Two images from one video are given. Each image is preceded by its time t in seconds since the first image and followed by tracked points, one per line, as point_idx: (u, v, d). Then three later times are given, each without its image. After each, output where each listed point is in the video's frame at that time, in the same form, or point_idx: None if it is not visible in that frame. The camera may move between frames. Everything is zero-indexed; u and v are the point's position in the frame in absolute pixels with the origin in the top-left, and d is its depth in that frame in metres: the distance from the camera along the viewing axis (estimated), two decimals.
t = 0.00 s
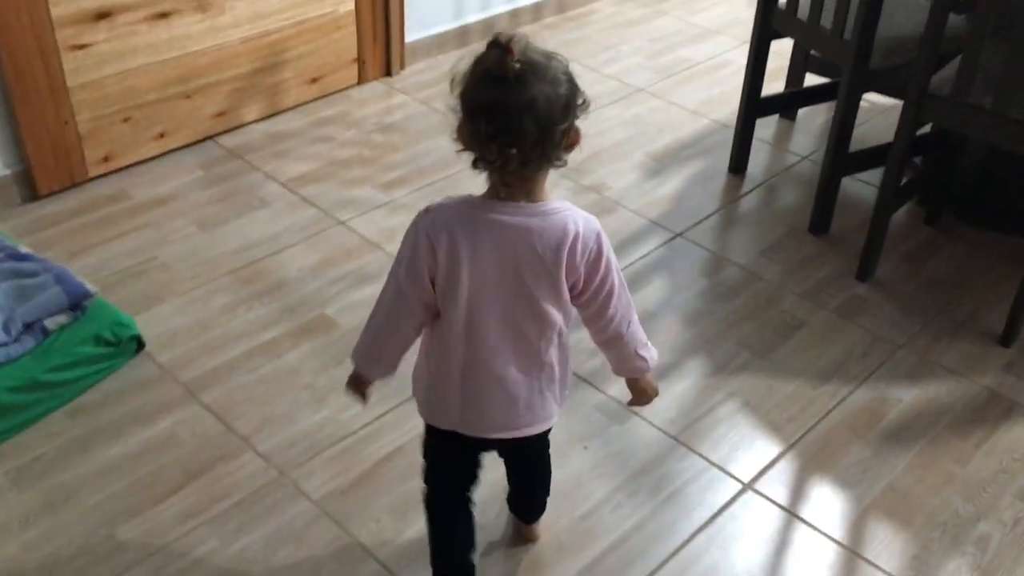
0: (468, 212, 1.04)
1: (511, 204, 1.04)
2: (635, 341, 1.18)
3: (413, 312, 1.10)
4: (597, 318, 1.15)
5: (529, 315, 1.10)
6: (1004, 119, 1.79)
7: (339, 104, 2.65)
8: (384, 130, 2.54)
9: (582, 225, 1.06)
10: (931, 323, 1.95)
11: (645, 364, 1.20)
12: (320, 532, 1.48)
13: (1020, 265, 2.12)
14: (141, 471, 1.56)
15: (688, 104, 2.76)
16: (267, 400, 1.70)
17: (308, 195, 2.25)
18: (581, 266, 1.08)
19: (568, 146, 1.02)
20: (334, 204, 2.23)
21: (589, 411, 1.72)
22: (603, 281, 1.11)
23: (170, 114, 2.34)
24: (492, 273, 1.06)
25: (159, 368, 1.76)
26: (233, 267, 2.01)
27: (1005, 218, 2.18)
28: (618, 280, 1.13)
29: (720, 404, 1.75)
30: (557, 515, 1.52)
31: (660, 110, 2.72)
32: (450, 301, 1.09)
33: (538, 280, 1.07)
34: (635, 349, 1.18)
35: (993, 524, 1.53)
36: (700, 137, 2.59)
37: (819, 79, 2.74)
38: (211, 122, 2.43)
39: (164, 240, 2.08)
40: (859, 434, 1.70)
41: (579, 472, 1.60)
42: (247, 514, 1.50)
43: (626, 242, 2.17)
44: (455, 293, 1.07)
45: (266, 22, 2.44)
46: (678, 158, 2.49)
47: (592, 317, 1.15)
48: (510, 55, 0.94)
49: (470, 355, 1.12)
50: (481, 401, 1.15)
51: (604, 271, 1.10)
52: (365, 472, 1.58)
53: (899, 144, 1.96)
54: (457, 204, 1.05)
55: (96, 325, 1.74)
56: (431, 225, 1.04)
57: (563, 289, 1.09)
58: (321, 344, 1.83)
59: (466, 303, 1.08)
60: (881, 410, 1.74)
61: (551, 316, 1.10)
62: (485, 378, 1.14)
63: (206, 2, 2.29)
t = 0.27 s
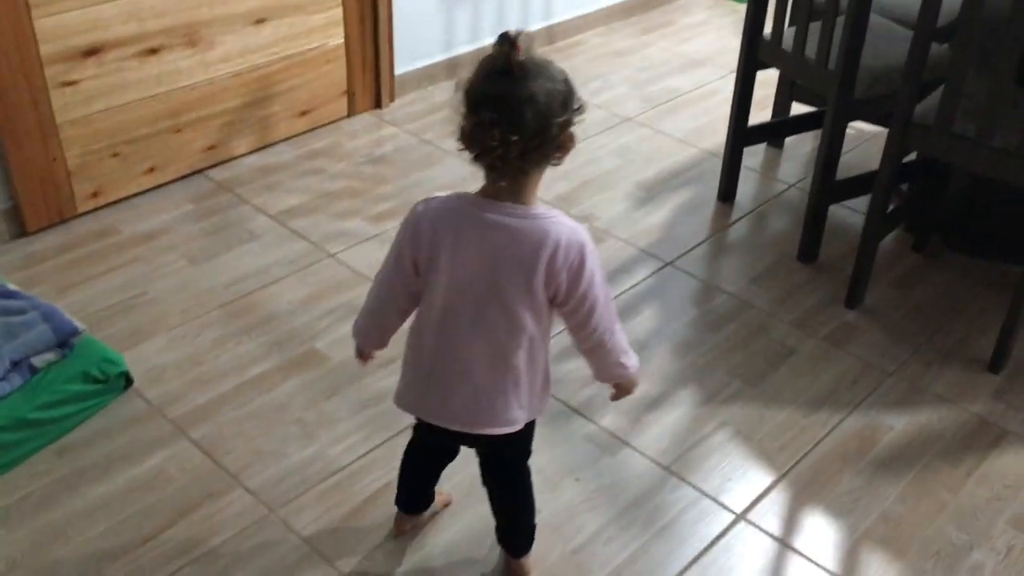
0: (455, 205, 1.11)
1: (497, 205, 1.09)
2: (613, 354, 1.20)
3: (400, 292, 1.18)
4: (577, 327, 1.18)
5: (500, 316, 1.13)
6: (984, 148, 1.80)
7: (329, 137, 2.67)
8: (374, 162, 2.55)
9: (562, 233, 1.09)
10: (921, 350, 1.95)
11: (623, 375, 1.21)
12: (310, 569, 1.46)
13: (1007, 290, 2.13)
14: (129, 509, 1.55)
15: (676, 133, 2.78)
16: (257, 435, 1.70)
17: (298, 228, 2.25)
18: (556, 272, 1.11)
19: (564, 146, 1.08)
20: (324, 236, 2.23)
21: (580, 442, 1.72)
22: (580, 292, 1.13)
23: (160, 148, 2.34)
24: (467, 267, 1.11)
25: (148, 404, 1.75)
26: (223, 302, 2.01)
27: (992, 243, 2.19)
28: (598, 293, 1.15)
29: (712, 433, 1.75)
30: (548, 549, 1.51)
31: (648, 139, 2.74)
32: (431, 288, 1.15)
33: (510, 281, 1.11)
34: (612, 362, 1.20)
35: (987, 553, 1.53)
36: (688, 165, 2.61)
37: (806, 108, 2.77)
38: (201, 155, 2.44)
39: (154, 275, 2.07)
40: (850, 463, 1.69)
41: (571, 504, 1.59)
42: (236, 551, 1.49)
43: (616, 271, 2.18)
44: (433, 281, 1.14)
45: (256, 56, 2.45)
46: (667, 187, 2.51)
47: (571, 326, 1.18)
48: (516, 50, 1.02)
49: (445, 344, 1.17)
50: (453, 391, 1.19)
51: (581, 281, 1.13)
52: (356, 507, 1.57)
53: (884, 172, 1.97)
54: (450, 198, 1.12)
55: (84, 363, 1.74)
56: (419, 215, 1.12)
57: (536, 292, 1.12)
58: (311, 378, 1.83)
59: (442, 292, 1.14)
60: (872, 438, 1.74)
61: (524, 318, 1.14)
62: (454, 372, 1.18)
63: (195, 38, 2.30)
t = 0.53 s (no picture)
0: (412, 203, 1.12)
1: (450, 207, 1.09)
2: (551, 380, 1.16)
3: (359, 283, 1.20)
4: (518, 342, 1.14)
5: (440, 315, 1.12)
6: (976, 167, 1.80)
7: (322, 159, 2.68)
8: (367, 183, 2.56)
9: (507, 241, 1.08)
10: (914, 369, 1.96)
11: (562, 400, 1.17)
12: None
13: (998, 309, 2.14)
14: (121, 535, 1.54)
15: (668, 153, 2.79)
16: (250, 458, 1.69)
17: (291, 250, 2.26)
18: (496, 282, 1.09)
19: (508, 159, 1.07)
20: (317, 258, 2.23)
21: (573, 463, 1.71)
22: (520, 307, 1.11)
23: (153, 171, 2.35)
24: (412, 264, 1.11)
25: (140, 428, 1.74)
26: (215, 324, 2.00)
27: (983, 262, 2.21)
28: (541, 311, 1.12)
29: (706, 454, 1.75)
30: (544, 570, 1.51)
31: (640, 160, 2.75)
32: (382, 280, 1.16)
33: (451, 283, 1.10)
34: (549, 388, 1.16)
35: (981, 572, 1.53)
36: (680, 185, 2.62)
37: (796, 128, 2.78)
38: (194, 178, 2.45)
39: (147, 298, 2.07)
40: (845, 483, 1.69)
41: (565, 526, 1.59)
42: None
43: (608, 292, 2.18)
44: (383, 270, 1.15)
45: (249, 79, 2.46)
46: (659, 207, 2.52)
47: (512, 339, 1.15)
48: (464, 60, 1.02)
49: (392, 341, 1.17)
50: (398, 387, 1.19)
51: (522, 296, 1.10)
52: (349, 530, 1.56)
53: (875, 191, 1.98)
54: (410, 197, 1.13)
55: (77, 387, 1.73)
56: (381, 206, 1.14)
57: (476, 300, 1.10)
58: (304, 401, 1.82)
59: (390, 286, 1.14)
60: (866, 458, 1.74)
61: (464, 325, 1.12)
62: (397, 366, 1.18)
63: (189, 61, 2.31)
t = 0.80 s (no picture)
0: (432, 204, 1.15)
1: (453, 213, 1.11)
2: (534, 403, 1.15)
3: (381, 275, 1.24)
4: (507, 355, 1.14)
5: (436, 316, 1.14)
6: (976, 176, 1.81)
7: (324, 167, 2.69)
8: (369, 192, 2.57)
9: (499, 254, 1.08)
10: (915, 376, 1.96)
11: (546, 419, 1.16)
12: None
13: (998, 316, 2.14)
14: (124, 543, 1.54)
15: (668, 161, 2.80)
16: (251, 466, 1.69)
17: (293, 259, 2.26)
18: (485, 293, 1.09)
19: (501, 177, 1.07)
20: (318, 267, 2.24)
21: (575, 471, 1.72)
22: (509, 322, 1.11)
23: (155, 180, 2.36)
24: (415, 261, 1.13)
25: (143, 436, 1.75)
26: (217, 333, 2.01)
27: (983, 269, 2.21)
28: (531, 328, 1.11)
29: (707, 461, 1.75)
30: None
31: (640, 168, 2.76)
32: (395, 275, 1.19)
33: (445, 286, 1.11)
34: (531, 411, 1.15)
35: None
36: (680, 193, 2.62)
37: (796, 135, 2.79)
38: (196, 187, 2.45)
39: (149, 307, 2.08)
40: (846, 490, 1.70)
41: (567, 534, 1.59)
42: None
43: (609, 300, 2.19)
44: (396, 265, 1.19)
45: (251, 89, 2.47)
46: (660, 214, 2.52)
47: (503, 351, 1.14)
48: (465, 69, 1.03)
49: (399, 332, 1.21)
50: (402, 378, 1.23)
51: (507, 313, 1.10)
52: (351, 538, 1.57)
53: (875, 200, 1.98)
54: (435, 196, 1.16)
55: (80, 396, 1.74)
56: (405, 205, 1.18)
57: (465, 307, 1.11)
58: (306, 409, 1.83)
59: (399, 281, 1.18)
60: (866, 465, 1.75)
61: (456, 329, 1.13)
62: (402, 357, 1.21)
63: (192, 71, 2.32)
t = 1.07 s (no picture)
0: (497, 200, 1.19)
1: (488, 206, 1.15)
2: (540, 412, 1.14)
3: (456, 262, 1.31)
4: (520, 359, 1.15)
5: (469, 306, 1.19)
6: (970, 167, 1.80)
7: (317, 161, 2.68)
8: (362, 186, 2.56)
9: (513, 258, 1.09)
10: (910, 368, 1.96)
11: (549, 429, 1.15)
12: None
13: (993, 307, 2.14)
14: (116, 539, 1.54)
15: (663, 154, 2.79)
16: (245, 462, 1.69)
17: (286, 254, 2.26)
18: (497, 294, 1.11)
19: (499, 173, 1.09)
20: (312, 261, 2.23)
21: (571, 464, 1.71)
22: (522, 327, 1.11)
23: (147, 175, 2.35)
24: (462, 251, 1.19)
25: (135, 432, 1.74)
26: (210, 328, 2.00)
27: (978, 261, 2.21)
28: (539, 338, 1.11)
29: (702, 454, 1.75)
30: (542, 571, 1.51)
31: (635, 161, 2.75)
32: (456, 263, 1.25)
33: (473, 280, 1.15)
34: (538, 419, 1.15)
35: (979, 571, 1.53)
36: (675, 187, 2.62)
37: (791, 128, 2.79)
38: (189, 181, 2.44)
39: (142, 302, 2.07)
40: (842, 482, 1.69)
41: (563, 528, 1.59)
42: None
43: (604, 293, 2.18)
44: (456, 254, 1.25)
45: (243, 82, 2.46)
46: (654, 208, 2.52)
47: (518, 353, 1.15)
48: (488, 58, 1.07)
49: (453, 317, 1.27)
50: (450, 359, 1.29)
51: (516, 317, 1.10)
52: (345, 533, 1.56)
53: (870, 193, 1.98)
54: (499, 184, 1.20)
55: (71, 392, 1.73)
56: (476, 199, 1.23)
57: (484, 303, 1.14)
58: (300, 403, 1.82)
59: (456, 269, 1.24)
60: (862, 457, 1.74)
61: (481, 323, 1.17)
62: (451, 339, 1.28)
63: (183, 65, 2.31)
